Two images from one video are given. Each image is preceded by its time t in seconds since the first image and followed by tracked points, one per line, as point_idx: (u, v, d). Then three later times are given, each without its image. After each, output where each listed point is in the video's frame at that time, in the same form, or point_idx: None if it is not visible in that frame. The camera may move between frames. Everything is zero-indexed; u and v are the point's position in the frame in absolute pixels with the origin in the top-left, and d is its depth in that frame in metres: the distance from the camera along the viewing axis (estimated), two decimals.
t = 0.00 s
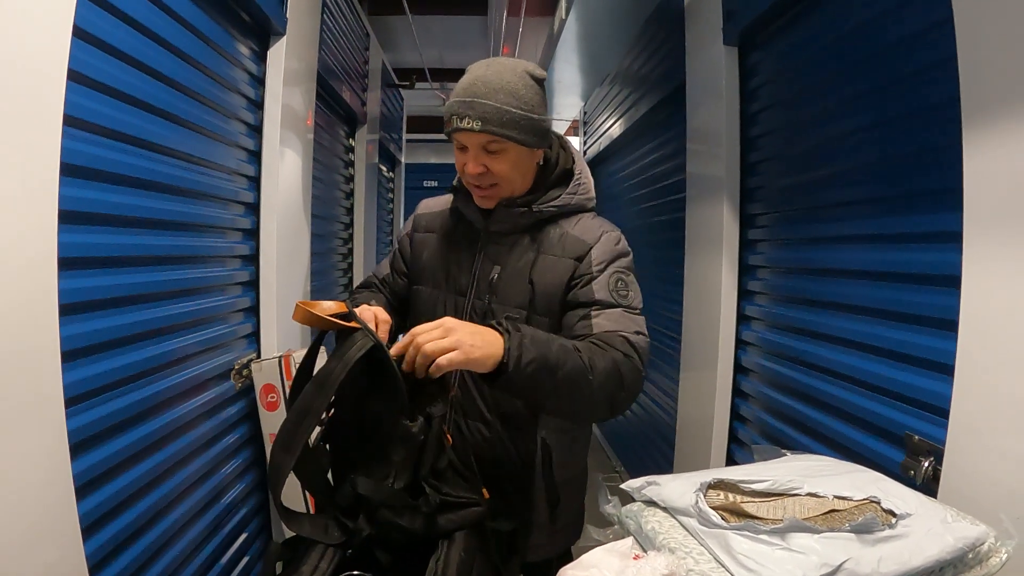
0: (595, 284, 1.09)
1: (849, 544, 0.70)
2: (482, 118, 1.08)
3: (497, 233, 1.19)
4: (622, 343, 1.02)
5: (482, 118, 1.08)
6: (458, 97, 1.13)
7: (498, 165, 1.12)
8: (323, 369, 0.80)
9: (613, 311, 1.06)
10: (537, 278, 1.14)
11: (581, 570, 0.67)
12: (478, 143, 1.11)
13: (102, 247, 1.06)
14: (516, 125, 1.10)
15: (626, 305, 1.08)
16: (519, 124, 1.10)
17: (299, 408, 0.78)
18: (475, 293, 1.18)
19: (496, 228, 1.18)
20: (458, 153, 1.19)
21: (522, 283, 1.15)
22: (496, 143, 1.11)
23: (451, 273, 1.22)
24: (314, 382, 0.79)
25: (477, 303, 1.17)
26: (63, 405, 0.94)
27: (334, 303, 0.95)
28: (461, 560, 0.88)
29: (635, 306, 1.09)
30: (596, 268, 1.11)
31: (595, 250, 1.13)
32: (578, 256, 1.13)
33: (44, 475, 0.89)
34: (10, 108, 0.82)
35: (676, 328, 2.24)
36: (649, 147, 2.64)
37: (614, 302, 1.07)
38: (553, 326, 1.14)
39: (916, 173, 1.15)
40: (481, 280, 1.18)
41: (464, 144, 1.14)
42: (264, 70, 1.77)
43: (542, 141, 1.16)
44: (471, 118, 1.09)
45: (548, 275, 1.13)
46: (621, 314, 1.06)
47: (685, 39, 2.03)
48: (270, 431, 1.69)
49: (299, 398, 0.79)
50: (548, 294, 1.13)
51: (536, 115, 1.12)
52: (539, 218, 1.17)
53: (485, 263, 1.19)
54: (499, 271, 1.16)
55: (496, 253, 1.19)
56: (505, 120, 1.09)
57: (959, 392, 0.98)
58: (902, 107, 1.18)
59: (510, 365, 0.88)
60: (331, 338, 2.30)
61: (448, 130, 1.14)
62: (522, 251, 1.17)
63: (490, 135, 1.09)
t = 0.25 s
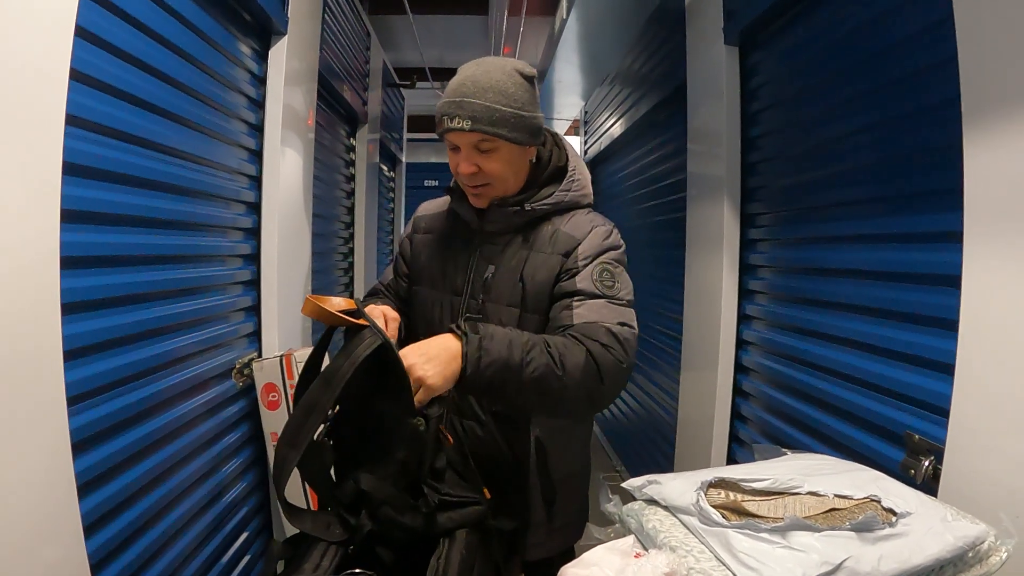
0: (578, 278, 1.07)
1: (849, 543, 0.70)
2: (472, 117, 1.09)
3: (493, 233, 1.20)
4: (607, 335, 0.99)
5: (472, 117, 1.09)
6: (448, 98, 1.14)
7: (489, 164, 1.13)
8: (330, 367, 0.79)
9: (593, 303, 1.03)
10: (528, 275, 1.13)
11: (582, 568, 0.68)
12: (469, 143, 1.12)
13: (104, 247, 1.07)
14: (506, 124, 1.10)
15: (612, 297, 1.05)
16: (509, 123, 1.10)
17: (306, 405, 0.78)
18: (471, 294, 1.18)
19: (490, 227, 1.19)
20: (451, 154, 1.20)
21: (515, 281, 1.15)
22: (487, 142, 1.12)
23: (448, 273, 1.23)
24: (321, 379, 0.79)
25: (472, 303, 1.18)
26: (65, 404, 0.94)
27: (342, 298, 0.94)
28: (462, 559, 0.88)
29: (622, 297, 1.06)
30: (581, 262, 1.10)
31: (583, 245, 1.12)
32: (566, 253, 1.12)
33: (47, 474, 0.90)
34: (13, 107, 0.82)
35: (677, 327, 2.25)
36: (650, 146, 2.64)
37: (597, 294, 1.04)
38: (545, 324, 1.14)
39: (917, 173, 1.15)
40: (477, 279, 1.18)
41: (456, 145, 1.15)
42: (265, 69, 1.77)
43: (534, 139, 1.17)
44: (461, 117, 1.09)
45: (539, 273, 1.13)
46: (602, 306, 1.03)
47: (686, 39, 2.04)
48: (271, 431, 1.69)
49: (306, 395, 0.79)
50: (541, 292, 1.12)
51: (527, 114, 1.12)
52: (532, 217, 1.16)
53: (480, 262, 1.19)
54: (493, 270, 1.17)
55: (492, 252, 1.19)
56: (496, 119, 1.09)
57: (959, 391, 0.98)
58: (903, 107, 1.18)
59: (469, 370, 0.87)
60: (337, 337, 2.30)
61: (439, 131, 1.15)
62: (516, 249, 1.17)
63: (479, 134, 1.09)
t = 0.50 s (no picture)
0: (587, 284, 1.08)
1: (854, 546, 0.70)
2: (463, 124, 1.09)
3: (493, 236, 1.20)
4: (616, 339, 1.02)
5: (463, 124, 1.09)
6: (440, 103, 1.14)
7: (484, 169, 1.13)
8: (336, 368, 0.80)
9: (602, 309, 1.06)
10: (531, 279, 1.14)
11: (588, 571, 0.68)
12: (462, 149, 1.12)
13: (111, 249, 1.07)
14: (497, 127, 1.10)
15: (620, 303, 1.07)
16: (500, 127, 1.10)
17: (312, 406, 0.78)
18: (472, 297, 1.19)
19: (491, 230, 1.19)
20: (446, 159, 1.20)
21: (518, 286, 1.15)
22: (480, 148, 1.12)
23: (449, 277, 1.24)
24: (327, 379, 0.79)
25: (474, 307, 1.18)
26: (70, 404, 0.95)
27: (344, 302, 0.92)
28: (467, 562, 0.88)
29: (630, 302, 1.09)
30: (587, 266, 1.11)
31: (588, 248, 1.14)
32: (570, 256, 1.13)
33: (51, 474, 0.90)
34: (20, 108, 0.83)
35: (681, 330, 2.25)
36: (654, 150, 2.65)
37: (605, 300, 1.07)
38: (547, 328, 1.15)
39: (922, 176, 1.15)
40: (478, 282, 1.19)
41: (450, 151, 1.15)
42: (271, 72, 1.78)
43: (527, 139, 1.16)
44: (453, 125, 1.10)
45: (543, 276, 1.13)
46: (614, 311, 1.06)
47: (690, 42, 2.04)
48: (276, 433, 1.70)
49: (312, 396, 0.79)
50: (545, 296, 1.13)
51: (517, 117, 1.11)
52: (532, 221, 1.17)
53: (481, 266, 1.20)
54: (495, 274, 1.17)
55: (492, 255, 1.20)
56: (486, 123, 1.09)
57: (964, 395, 0.98)
58: (908, 111, 1.18)
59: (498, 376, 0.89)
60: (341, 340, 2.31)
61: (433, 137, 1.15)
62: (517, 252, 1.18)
63: (471, 140, 1.10)
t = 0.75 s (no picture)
0: (598, 259, 1.05)
1: (848, 544, 0.70)
2: (537, 111, 1.16)
3: (524, 224, 1.20)
4: (638, 306, 0.98)
5: (538, 110, 1.16)
6: (511, 93, 1.20)
7: (543, 155, 1.19)
8: (259, 321, 0.76)
9: (608, 275, 1.00)
10: (553, 260, 1.12)
11: (579, 569, 0.67)
12: (529, 134, 1.18)
13: (100, 246, 1.06)
14: (567, 122, 1.19)
15: (630, 278, 1.03)
16: (567, 122, 1.19)
17: (247, 363, 0.74)
18: (496, 276, 1.15)
19: (525, 219, 1.20)
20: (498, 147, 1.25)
21: (540, 269, 1.13)
22: (546, 136, 1.18)
23: (473, 257, 1.21)
24: (254, 333, 0.75)
25: (497, 285, 1.14)
26: (60, 404, 0.93)
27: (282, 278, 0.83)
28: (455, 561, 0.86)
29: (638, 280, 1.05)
30: (602, 246, 1.10)
31: (607, 237, 1.13)
32: (592, 241, 1.13)
33: (42, 475, 0.89)
34: (7, 104, 0.81)
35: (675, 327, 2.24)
36: (648, 146, 2.64)
37: (612, 269, 1.02)
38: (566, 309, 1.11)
39: (916, 172, 1.15)
40: (504, 264, 1.16)
41: (511, 137, 1.21)
42: (262, 68, 1.76)
43: (585, 144, 1.25)
44: (528, 110, 1.16)
45: (563, 257, 1.11)
46: (618, 280, 1.00)
47: (684, 38, 2.03)
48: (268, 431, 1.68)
49: (241, 352, 0.74)
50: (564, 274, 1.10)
51: (584, 117, 1.21)
52: (567, 214, 1.19)
53: (510, 249, 1.18)
54: (522, 256, 1.16)
55: (521, 240, 1.19)
56: (558, 115, 1.18)
57: (958, 392, 0.98)
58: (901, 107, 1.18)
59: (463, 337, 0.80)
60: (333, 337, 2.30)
61: (500, 122, 1.21)
62: (546, 239, 1.17)
63: (543, 127, 1.16)
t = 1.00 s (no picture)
0: (597, 259, 1.05)
1: (848, 544, 0.70)
2: (537, 111, 1.16)
3: (526, 225, 1.20)
4: (635, 308, 0.98)
5: (538, 110, 1.16)
6: (511, 94, 1.20)
7: (543, 155, 1.18)
8: (249, 332, 0.69)
9: (607, 275, 1.00)
10: (552, 260, 1.12)
11: (579, 569, 0.67)
12: (529, 134, 1.18)
13: (99, 245, 1.06)
14: (567, 122, 1.18)
15: (629, 279, 1.03)
16: (567, 122, 1.19)
17: (246, 377, 0.67)
18: (497, 276, 1.15)
19: (526, 219, 1.20)
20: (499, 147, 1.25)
21: (541, 269, 1.13)
22: (546, 136, 1.18)
23: (474, 257, 1.21)
24: (248, 346, 0.68)
25: (498, 285, 1.14)
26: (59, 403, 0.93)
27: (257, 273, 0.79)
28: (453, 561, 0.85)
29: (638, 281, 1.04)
30: (601, 246, 1.10)
31: (607, 237, 1.13)
32: (592, 241, 1.12)
33: (41, 475, 0.89)
34: (4, 104, 0.81)
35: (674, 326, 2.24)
36: (647, 146, 2.63)
37: (611, 270, 1.02)
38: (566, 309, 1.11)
39: (916, 172, 1.15)
40: (505, 264, 1.16)
41: (511, 137, 1.21)
42: (262, 67, 1.76)
43: (585, 144, 1.25)
44: (527, 110, 1.16)
45: (563, 257, 1.11)
46: (615, 281, 1.00)
47: (684, 38, 2.03)
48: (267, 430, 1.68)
49: (237, 368, 0.67)
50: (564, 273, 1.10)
51: (583, 117, 1.21)
52: (569, 214, 1.19)
53: (510, 250, 1.18)
54: (523, 256, 1.16)
55: (522, 241, 1.19)
56: (558, 115, 1.17)
57: (958, 391, 0.98)
58: (901, 106, 1.18)
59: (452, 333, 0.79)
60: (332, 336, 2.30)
61: (500, 122, 1.21)
62: (547, 239, 1.17)
63: (543, 127, 1.16)
